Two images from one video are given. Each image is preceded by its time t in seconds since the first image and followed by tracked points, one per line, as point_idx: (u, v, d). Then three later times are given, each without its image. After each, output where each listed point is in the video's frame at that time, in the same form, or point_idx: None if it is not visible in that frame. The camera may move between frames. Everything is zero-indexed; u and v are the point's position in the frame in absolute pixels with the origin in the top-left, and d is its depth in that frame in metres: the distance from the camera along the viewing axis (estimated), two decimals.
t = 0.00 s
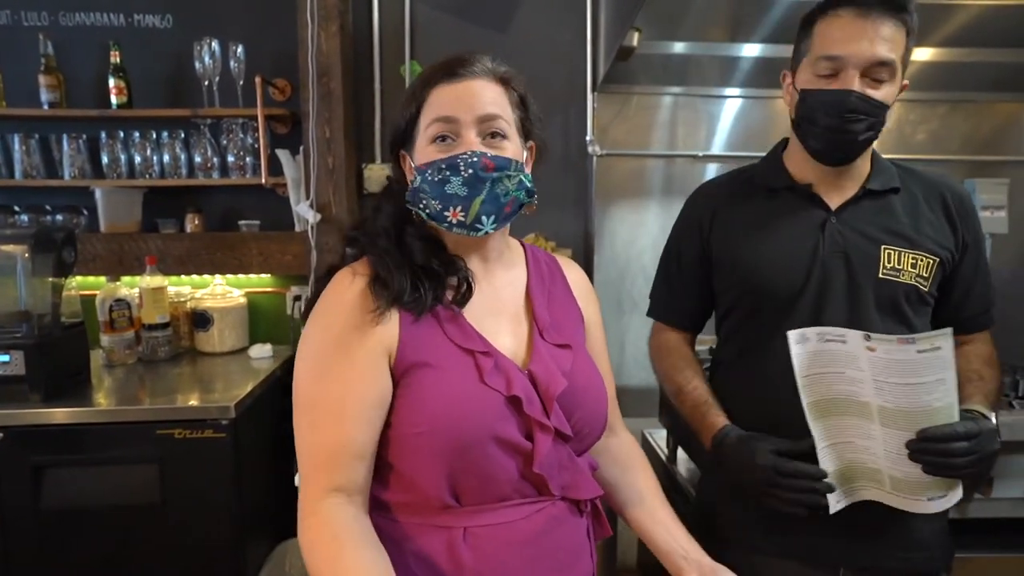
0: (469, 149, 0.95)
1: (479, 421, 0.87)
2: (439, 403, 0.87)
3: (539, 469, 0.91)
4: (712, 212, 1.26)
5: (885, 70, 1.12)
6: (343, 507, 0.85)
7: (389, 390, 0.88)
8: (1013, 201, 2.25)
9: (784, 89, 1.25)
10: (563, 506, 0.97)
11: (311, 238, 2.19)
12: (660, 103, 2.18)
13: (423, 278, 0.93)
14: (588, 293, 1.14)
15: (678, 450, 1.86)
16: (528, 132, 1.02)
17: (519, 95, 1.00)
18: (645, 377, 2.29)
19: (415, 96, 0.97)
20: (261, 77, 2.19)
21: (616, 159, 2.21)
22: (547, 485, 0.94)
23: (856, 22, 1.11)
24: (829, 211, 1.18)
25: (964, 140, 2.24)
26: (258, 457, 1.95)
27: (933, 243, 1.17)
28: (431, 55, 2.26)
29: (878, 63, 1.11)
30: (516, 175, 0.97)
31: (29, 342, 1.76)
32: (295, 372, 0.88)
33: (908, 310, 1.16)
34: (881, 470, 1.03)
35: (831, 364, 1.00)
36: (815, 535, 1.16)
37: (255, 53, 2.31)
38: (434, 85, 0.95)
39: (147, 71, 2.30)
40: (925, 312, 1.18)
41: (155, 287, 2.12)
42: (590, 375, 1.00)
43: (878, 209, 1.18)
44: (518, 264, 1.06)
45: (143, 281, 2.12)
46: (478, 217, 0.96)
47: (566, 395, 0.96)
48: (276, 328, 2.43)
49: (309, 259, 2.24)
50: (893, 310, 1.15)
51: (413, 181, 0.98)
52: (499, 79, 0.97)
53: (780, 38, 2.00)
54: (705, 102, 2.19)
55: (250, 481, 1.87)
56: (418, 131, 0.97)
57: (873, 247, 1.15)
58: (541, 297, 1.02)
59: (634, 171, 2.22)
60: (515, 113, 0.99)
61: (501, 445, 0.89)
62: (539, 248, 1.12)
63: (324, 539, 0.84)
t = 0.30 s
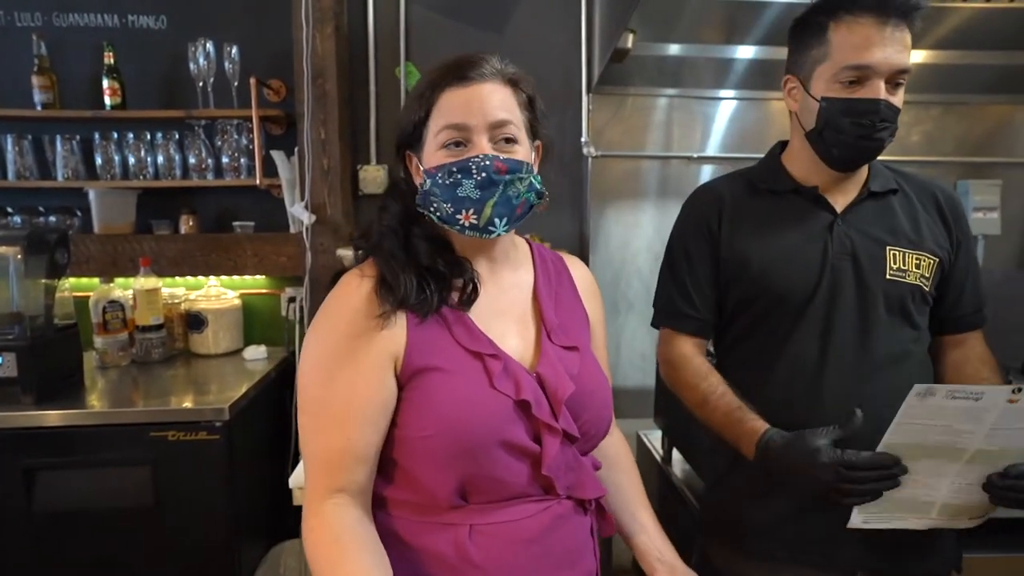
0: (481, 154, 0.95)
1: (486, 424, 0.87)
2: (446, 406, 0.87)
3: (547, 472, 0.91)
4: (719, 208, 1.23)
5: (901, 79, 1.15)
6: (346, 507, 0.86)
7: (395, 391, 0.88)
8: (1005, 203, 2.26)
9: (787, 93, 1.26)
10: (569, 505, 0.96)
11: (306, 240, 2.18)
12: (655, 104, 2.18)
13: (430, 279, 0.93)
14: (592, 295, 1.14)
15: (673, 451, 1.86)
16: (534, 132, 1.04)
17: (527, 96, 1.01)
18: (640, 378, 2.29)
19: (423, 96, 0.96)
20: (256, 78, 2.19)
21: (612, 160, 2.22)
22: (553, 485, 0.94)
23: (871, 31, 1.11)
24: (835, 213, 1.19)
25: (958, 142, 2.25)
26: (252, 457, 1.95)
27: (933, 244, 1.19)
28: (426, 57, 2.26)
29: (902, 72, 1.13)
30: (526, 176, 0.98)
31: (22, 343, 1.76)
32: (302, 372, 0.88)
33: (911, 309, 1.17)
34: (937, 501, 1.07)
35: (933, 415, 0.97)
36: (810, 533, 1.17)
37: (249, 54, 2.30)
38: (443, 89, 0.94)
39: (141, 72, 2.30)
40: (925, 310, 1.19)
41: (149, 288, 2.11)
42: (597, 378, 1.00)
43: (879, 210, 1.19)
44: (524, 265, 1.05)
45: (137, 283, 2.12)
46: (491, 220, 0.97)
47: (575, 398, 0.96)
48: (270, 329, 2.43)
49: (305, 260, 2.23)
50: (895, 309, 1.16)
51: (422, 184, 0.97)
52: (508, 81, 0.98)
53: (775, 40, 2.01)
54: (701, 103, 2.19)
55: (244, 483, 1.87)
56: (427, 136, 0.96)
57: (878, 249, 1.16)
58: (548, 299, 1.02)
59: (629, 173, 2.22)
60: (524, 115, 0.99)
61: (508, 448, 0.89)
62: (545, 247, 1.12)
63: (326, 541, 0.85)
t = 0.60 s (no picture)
0: (497, 149, 0.95)
1: (490, 429, 0.87)
2: (449, 411, 0.86)
3: (547, 475, 0.91)
4: (714, 204, 1.23)
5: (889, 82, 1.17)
6: (352, 511, 0.87)
7: (399, 398, 0.88)
8: (995, 206, 2.28)
9: (776, 94, 1.27)
10: (567, 505, 0.96)
11: (299, 241, 2.18)
12: (649, 106, 2.19)
13: (435, 284, 0.92)
14: (592, 297, 1.14)
15: (666, 453, 1.86)
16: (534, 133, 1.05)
17: (530, 97, 1.01)
18: (633, 380, 2.30)
19: (432, 95, 0.95)
20: (249, 79, 2.18)
21: (605, 162, 2.22)
22: (553, 488, 0.94)
23: (860, 34, 1.12)
24: (824, 214, 1.19)
25: (948, 145, 2.27)
26: (244, 460, 1.94)
27: (919, 244, 1.20)
28: (419, 59, 2.26)
29: (888, 76, 1.15)
30: (537, 173, 0.99)
31: (10, 345, 1.74)
32: (306, 378, 0.87)
33: (900, 309, 1.18)
34: None
35: (943, 509, 0.94)
36: (800, 532, 1.17)
37: (242, 55, 2.30)
38: (452, 86, 0.94)
39: (131, 73, 2.29)
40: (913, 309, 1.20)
41: (140, 290, 2.10)
42: (596, 381, 1.00)
43: (869, 212, 1.20)
44: (523, 268, 1.05)
45: (128, 284, 2.10)
46: (507, 215, 0.97)
47: (575, 402, 0.95)
48: (263, 332, 2.41)
49: (297, 262, 2.22)
50: (885, 310, 1.17)
51: (433, 182, 0.97)
52: (513, 82, 0.98)
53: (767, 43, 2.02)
54: (694, 106, 2.20)
55: (235, 485, 1.86)
56: (437, 132, 0.96)
57: (864, 249, 1.17)
58: (546, 301, 1.02)
59: (622, 175, 2.23)
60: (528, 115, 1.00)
61: (510, 452, 0.89)
62: (543, 249, 1.13)
63: (339, 546, 0.86)
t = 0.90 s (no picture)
0: (483, 142, 0.95)
1: (483, 435, 0.87)
2: (443, 416, 0.86)
3: (540, 483, 0.91)
4: (711, 197, 1.23)
5: (863, 76, 1.15)
6: (344, 514, 0.86)
7: (393, 402, 0.88)
8: (986, 209, 2.30)
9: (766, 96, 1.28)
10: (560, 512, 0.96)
11: (293, 244, 2.17)
12: (644, 109, 2.20)
13: (427, 286, 0.92)
14: (589, 302, 1.13)
15: (660, 456, 1.86)
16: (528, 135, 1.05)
17: (521, 98, 1.02)
18: (628, 383, 2.30)
19: (421, 96, 0.97)
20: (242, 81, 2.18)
21: (600, 166, 2.22)
22: (546, 495, 0.94)
23: (832, 32, 1.13)
24: (814, 216, 1.19)
25: (940, 149, 2.28)
26: (237, 463, 1.94)
27: (909, 244, 1.20)
28: (414, 61, 2.26)
29: (857, 70, 1.14)
30: (528, 168, 0.97)
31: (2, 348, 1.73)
32: (300, 380, 0.87)
33: (892, 313, 1.18)
34: None
35: (942, 525, 1.06)
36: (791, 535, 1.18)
37: (236, 57, 2.29)
38: (443, 85, 0.96)
39: (125, 74, 2.28)
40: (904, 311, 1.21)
41: (133, 293, 2.09)
42: (591, 387, 1.00)
43: (860, 215, 1.21)
44: (521, 274, 1.05)
45: (121, 287, 2.09)
46: (496, 208, 0.94)
47: (569, 409, 0.95)
48: (257, 334, 2.41)
49: (291, 264, 2.22)
50: (874, 311, 1.17)
51: (423, 180, 0.96)
52: (502, 81, 0.98)
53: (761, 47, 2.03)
54: (689, 109, 2.21)
55: (228, 488, 1.85)
56: (427, 131, 0.97)
57: (850, 252, 1.18)
58: (542, 305, 1.02)
59: (617, 178, 2.23)
60: (519, 114, 1.00)
61: (503, 458, 0.89)
62: (542, 253, 1.12)
63: (329, 548, 0.85)
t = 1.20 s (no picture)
0: (465, 136, 0.94)
1: (469, 426, 0.86)
2: (429, 407, 0.86)
3: (528, 475, 0.91)
4: (705, 199, 1.23)
5: (835, 70, 1.15)
6: (327, 506, 0.85)
7: (379, 392, 0.87)
8: (982, 205, 2.30)
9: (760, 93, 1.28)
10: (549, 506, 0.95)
11: (288, 240, 2.17)
12: (640, 105, 2.19)
13: (411, 276, 0.92)
14: (581, 296, 1.13)
15: (655, 452, 1.86)
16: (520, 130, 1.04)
17: (511, 92, 1.01)
18: (623, 379, 2.30)
19: (409, 89, 0.97)
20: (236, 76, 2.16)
21: (595, 162, 2.22)
22: (534, 488, 0.93)
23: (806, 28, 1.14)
24: (812, 213, 1.19)
25: (935, 145, 2.28)
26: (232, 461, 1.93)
27: (910, 243, 1.20)
28: (410, 57, 2.25)
29: (824, 65, 1.14)
30: (513, 163, 0.96)
31: None
32: (286, 371, 0.87)
33: (887, 310, 1.18)
34: None
35: (924, 519, 1.07)
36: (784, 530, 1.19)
37: (230, 52, 2.28)
38: (429, 78, 0.95)
39: (118, 69, 2.26)
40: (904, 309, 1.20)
41: (127, 289, 2.08)
42: (580, 381, 0.99)
43: (859, 213, 1.20)
44: (512, 267, 1.05)
45: (114, 283, 2.08)
46: (476, 204, 0.94)
47: (557, 401, 0.95)
48: (252, 331, 2.40)
49: (286, 260, 2.21)
50: (869, 308, 1.17)
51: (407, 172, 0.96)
52: (491, 74, 0.98)
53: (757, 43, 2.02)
54: (684, 105, 2.21)
55: (223, 486, 1.84)
56: (414, 124, 0.97)
57: (847, 252, 1.18)
58: (532, 299, 1.02)
59: (612, 174, 2.23)
60: (508, 108, 0.99)
61: (490, 450, 0.88)
62: (533, 248, 1.12)
63: (309, 538, 0.84)
